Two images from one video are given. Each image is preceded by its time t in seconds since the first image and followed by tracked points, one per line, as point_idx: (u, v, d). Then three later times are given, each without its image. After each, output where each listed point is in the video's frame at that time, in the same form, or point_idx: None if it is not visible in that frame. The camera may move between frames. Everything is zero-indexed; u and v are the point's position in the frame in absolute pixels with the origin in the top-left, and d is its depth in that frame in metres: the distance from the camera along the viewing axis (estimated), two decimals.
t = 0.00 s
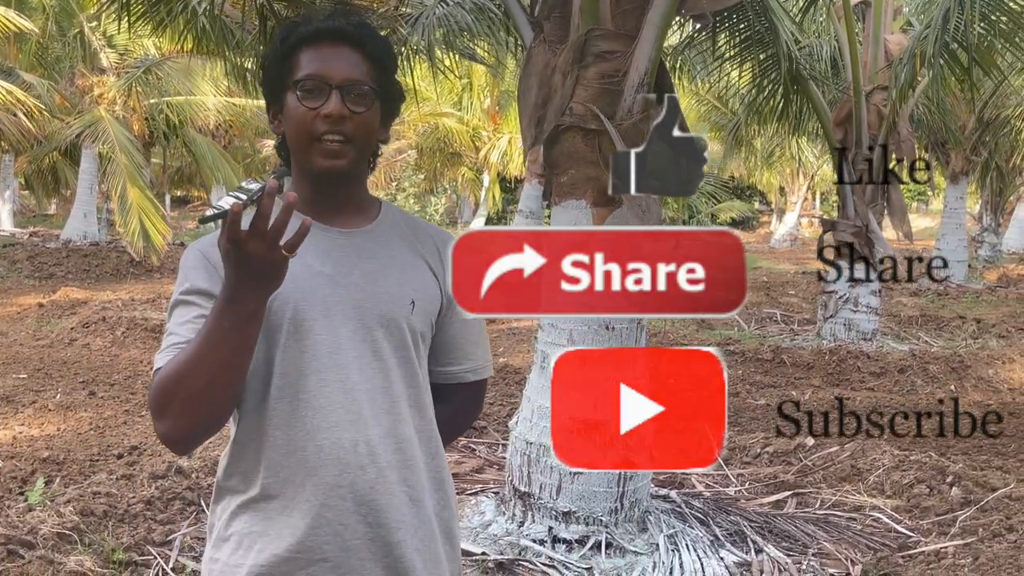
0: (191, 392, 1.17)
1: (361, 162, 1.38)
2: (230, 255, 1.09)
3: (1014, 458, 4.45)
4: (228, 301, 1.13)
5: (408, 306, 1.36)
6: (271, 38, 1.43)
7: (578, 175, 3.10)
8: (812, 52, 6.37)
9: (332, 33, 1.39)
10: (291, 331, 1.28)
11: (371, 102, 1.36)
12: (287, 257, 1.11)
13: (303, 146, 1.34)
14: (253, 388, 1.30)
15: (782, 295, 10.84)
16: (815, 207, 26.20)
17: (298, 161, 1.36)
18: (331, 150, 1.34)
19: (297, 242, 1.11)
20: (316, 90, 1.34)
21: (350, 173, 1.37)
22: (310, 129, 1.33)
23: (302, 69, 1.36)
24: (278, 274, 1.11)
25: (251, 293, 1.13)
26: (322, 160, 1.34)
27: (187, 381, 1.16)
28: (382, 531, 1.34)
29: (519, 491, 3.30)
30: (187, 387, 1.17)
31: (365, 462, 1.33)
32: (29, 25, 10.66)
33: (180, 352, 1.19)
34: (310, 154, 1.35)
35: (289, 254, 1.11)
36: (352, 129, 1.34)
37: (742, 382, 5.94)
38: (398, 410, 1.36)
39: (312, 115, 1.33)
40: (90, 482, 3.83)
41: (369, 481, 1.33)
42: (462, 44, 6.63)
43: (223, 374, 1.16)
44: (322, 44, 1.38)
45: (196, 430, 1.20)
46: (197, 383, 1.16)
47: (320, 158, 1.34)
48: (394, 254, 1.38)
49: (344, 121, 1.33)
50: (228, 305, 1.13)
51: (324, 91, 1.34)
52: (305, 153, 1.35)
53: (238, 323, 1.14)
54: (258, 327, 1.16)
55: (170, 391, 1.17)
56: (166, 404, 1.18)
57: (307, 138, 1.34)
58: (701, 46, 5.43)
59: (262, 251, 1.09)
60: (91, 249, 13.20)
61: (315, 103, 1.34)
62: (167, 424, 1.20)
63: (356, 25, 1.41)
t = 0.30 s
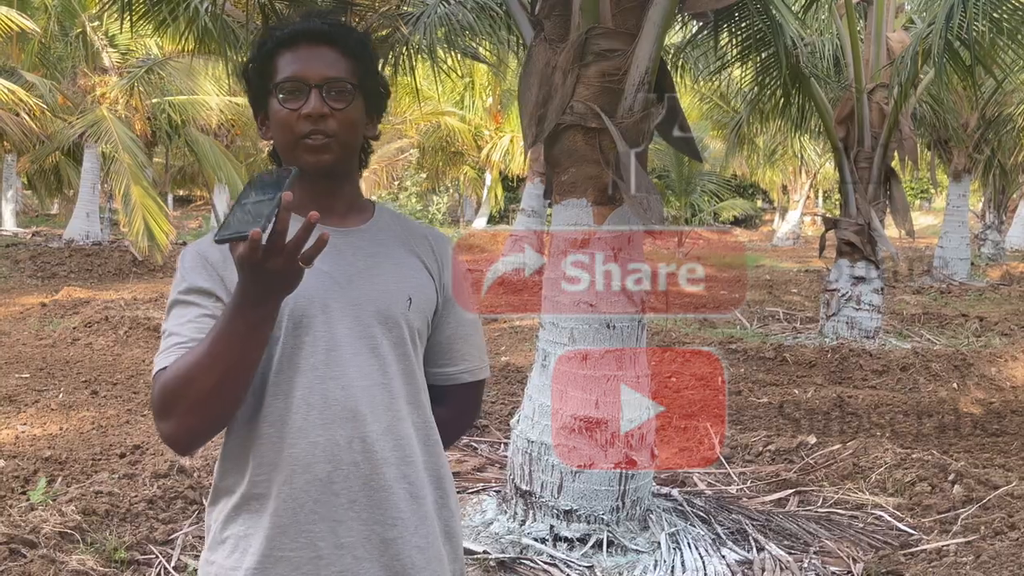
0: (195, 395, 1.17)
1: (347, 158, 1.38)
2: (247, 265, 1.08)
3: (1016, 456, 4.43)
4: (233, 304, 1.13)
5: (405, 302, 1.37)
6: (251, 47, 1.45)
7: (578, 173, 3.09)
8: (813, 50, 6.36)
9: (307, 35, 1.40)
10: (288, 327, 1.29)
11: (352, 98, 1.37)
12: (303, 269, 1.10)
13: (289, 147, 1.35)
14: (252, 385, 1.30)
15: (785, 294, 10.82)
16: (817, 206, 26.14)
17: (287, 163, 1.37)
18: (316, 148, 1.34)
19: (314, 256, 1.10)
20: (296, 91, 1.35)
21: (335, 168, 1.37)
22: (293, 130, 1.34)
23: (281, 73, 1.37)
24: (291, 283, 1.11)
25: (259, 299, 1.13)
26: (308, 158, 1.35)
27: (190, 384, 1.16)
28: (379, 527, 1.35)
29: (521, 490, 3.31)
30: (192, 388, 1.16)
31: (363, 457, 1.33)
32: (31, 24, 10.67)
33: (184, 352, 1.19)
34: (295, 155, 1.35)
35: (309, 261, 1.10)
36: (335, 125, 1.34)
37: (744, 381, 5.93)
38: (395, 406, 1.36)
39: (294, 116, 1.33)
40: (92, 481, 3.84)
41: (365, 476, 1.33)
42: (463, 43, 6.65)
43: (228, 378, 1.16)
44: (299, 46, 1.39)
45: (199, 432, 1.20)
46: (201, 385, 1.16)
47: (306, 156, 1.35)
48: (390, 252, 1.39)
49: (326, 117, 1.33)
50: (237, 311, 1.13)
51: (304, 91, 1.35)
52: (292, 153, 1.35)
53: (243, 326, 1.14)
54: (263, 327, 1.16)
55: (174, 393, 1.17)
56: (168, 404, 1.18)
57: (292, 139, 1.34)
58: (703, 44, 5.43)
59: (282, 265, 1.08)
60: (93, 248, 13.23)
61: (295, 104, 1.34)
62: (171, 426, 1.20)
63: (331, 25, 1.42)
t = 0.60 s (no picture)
0: (192, 404, 1.17)
1: (324, 157, 1.39)
2: (256, 269, 1.09)
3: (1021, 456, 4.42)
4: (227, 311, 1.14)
5: (391, 302, 1.38)
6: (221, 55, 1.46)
7: (581, 173, 3.10)
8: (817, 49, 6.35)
9: (276, 38, 1.41)
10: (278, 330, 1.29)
11: (324, 96, 1.38)
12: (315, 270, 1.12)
13: (264, 149, 1.35)
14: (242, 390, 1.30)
15: (789, 293, 10.79)
16: (822, 205, 26.08)
17: (261, 166, 1.37)
18: (291, 148, 1.35)
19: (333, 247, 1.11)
20: (268, 93, 1.36)
21: (312, 168, 1.38)
22: (268, 132, 1.34)
23: (252, 76, 1.38)
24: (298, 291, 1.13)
25: (254, 304, 1.13)
26: (283, 159, 1.34)
27: (185, 394, 1.16)
28: (375, 528, 1.35)
29: (524, 490, 3.30)
30: (186, 397, 1.17)
31: (356, 458, 1.34)
32: (36, 26, 10.70)
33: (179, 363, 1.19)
34: (270, 156, 1.35)
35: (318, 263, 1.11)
36: (310, 125, 1.35)
37: (747, 380, 5.93)
38: (387, 405, 1.37)
39: (268, 117, 1.34)
40: (96, 482, 3.86)
41: (358, 476, 1.34)
42: (466, 43, 6.65)
43: (221, 386, 1.16)
44: (267, 49, 1.40)
45: (193, 442, 1.20)
46: (196, 394, 1.16)
47: (281, 156, 1.34)
48: (375, 253, 1.40)
49: (301, 117, 1.34)
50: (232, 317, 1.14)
51: (276, 93, 1.35)
52: (266, 154, 1.35)
53: (237, 332, 1.15)
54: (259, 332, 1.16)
55: (167, 402, 1.17)
56: (163, 415, 1.18)
57: (266, 140, 1.35)
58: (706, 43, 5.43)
59: (295, 267, 1.09)
60: (99, 249, 13.26)
61: (268, 106, 1.35)
62: (165, 436, 1.20)
63: (297, 26, 1.43)
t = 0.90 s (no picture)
0: (166, 408, 1.17)
1: (294, 149, 1.40)
2: (201, 265, 1.10)
3: None
4: (201, 316, 1.14)
5: (371, 303, 1.40)
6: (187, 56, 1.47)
7: (585, 173, 3.10)
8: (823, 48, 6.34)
9: (240, 35, 1.43)
10: (258, 333, 1.30)
11: (291, 89, 1.39)
12: (261, 260, 1.11)
13: (235, 146, 1.37)
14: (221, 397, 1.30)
15: (796, 292, 10.77)
16: (828, 203, 26.03)
17: (233, 162, 1.38)
18: (263, 142, 1.36)
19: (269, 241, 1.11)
20: (234, 88, 1.36)
21: (281, 161, 1.39)
22: (237, 127, 1.35)
23: (218, 74, 1.38)
24: (249, 284, 1.13)
25: (226, 305, 1.14)
26: (256, 153, 1.36)
27: (161, 401, 1.17)
28: (362, 531, 1.36)
29: (530, 490, 3.30)
30: (163, 403, 1.17)
31: (342, 461, 1.34)
32: (43, 28, 10.73)
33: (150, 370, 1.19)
34: (242, 152, 1.37)
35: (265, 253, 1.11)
36: (280, 116, 1.36)
37: (753, 380, 5.92)
38: (370, 408, 1.38)
39: (237, 113, 1.35)
40: (102, 483, 3.88)
41: (344, 480, 1.35)
42: (471, 44, 6.67)
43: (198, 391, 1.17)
44: (233, 47, 1.41)
45: (170, 448, 1.20)
46: (171, 400, 1.16)
47: (252, 151, 1.36)
48: (354, 255, 1.41)
49: (269, 109, 1.35)
50: (197, 319, 1.14)
51: (243, 87, 1.36)
52: (237, 150, 1.37)
53: (214, 337, 1.15)
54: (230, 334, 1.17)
55: (143, 410, 1.17)
56: (141, 424, 1.19)
57: (237, 136, 1.36)
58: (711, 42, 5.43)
59: (236, 260, 1.09)
60: (105, 250, 13.31)
61: (235, 102, 1.36)
62: (142, 445, 1.20)
63: (261, 22, 1.44)
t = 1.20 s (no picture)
0: (151, 418, 1.17)
1: (273, 148, 1.40)
2: (192, 272, 1.09)
3: None
4: (190, 326, 1.14)
5: (350, 304, 1.42)
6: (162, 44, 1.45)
7: (591, 172, 3.10)
8: (830, 46, 6.32)
9: (220, 26, 1.42)
10: (241, 339, 1.31)
11: (272, 86, 1.39)
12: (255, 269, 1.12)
13: (212, 141, 1.35)
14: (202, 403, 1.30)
15: (803, 291, 10.74)
16: (835, 202, 25.98)
17: (210, 158, 1.37)
18: (243, 139, 1.35)
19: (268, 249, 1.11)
20: (216, 82, 1.36)
21: (261, 159, 1.38)
22: (216, 122, 1.34)
23: (197, 66, 1.37)
24: (238, 291, 1.13)
25: (213, 315, 1.14)
26: (234, 150, 1.35)
27: (147, 409, 1.16)
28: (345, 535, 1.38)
29: (537, 489, 3.29)
30: (148, 413, 1.16)
31: (324, 467, 1.37)
32: (49, 29, 10.77)
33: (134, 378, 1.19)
34: (220, 147, 1.35)
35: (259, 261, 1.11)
36: (261, 114, 1.36)
37: (761, 379, 5.91)
38: (350, 412, 1.41)
39: (216, 108, 1.34)
40: (109, 483, 3.89)
41: (325, 485, 1.37)
42: (477, 43, 6.69)
43: (183, 401, 1.17)
44: (214, 38, 1.40)
45: (155, 457, 1.20)
46: (156, 409, 1.16)
47: (231, 147, 1.35)
48: (333, 256, 1.43)
49: (249, 106, 1.34)
50: (183, 328, 1.14)
51: (224, 82, 1.36)
52: (216, 146, 1.35)
53: (201, 345, 1.15)
54: (216, 344, 1.17)
55: (127, 419, 1.17)
56: (124, 434, 1.18)
57: (214, 132, 1.35)
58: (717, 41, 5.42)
59: (233, 264, 1.09)
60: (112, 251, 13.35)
61: (216, 96, 1.35)
62: (125, 454, 1.20)
63: (242, 14, 1.43)
